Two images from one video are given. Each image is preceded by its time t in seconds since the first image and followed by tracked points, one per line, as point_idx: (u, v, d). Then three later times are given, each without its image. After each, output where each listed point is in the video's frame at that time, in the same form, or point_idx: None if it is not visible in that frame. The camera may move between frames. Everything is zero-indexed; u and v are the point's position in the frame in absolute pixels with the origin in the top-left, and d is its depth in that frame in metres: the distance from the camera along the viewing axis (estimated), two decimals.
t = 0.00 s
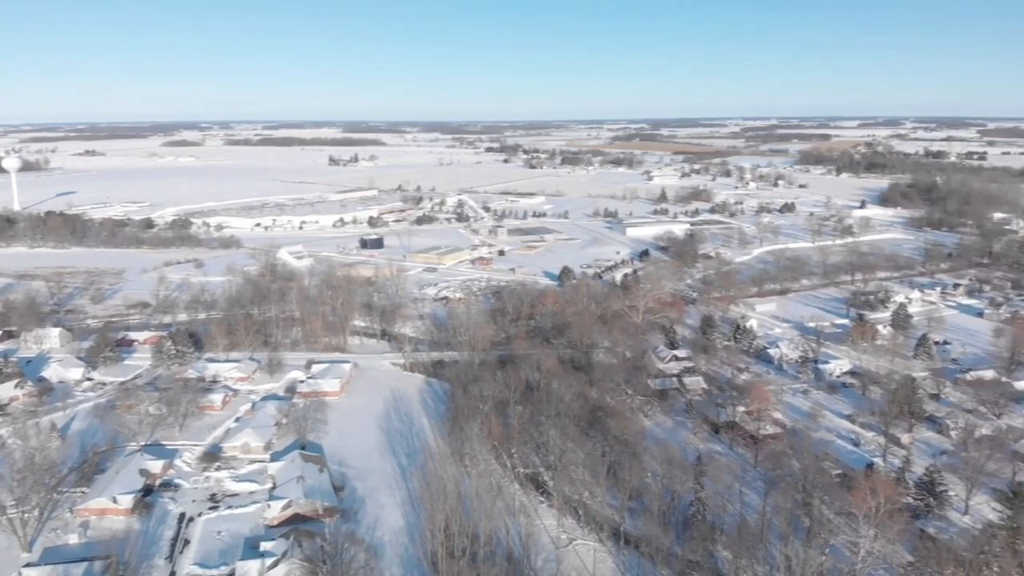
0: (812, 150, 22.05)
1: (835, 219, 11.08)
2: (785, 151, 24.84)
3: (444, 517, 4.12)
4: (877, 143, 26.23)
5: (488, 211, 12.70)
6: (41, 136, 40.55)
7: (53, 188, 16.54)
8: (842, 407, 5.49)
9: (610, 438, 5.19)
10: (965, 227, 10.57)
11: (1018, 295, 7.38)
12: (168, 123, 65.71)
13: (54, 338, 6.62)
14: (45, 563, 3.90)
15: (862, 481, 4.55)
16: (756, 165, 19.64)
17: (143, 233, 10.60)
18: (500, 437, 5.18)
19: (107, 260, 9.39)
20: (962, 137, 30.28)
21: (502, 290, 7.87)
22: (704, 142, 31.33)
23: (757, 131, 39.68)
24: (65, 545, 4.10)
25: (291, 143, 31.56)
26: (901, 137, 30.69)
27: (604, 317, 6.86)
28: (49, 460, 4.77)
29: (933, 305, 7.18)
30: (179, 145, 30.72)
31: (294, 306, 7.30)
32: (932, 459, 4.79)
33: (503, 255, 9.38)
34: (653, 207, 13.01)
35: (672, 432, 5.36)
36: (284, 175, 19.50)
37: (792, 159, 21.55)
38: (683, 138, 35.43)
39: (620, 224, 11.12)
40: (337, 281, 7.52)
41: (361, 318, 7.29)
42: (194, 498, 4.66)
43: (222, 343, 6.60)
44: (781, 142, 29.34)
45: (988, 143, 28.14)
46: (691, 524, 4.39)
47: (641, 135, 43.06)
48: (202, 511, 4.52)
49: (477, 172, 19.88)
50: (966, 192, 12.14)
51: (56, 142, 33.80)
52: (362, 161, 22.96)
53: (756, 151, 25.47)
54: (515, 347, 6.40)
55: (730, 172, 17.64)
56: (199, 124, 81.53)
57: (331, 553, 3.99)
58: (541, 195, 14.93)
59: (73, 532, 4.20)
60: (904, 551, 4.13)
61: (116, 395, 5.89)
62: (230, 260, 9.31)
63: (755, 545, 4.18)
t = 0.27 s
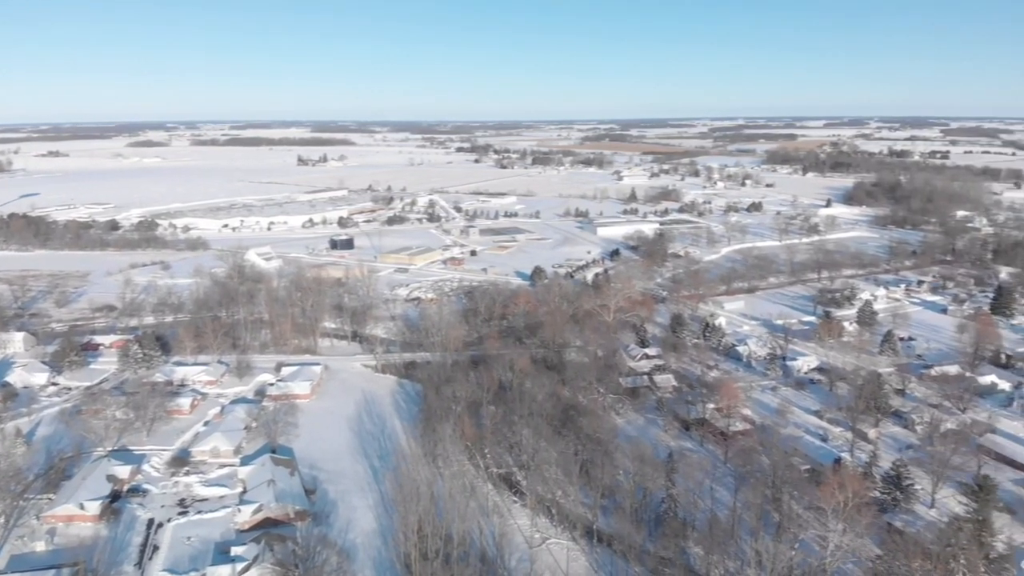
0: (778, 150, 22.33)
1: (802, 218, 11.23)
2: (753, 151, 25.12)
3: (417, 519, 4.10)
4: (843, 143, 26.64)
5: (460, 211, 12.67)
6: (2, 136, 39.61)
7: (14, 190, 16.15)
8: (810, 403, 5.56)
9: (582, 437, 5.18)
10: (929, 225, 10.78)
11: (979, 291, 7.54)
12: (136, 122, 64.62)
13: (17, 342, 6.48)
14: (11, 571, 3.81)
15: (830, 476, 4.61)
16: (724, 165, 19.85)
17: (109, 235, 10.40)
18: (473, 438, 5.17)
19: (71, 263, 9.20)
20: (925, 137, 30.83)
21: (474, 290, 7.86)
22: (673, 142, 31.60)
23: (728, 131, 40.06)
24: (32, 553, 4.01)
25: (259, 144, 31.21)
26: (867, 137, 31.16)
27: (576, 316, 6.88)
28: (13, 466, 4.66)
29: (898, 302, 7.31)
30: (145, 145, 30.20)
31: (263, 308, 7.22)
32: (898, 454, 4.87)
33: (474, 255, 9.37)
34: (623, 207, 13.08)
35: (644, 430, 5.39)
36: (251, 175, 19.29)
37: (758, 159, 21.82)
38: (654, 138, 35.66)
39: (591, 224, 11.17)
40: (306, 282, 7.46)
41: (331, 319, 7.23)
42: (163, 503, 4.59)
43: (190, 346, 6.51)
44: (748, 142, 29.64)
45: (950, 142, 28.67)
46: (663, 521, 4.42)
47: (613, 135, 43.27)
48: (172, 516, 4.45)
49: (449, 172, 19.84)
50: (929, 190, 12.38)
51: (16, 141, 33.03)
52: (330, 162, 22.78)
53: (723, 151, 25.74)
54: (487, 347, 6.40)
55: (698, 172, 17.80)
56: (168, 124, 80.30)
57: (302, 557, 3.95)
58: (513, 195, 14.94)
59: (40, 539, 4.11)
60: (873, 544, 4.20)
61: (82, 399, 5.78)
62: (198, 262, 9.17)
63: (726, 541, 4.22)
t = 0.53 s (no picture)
0: (745, 150, 22.58)
1: (769, 216, 11.37)
2: (721, 151, 25.36)
3: (390, 521, 4.07)
4: (810, 142, 27.01)
5: (431, 211, 12.63)
6: None
7: None
8: (779, 399, 5.62)
9: (555, 435, 5.18)
10: (893, 223, 10.97)
11: (942, 287, 7.69)
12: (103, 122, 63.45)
13: None
14: None
15: (799, 471, 4.67)
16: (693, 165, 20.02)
17: (73, 237, 10.19)
18: (445, 439, 5.15)
19: (33, 265, 9.00)
20: (889, 137, 31.34)
21: (445, 290, 7.84)
22: (643, 142, 31.82)
23: (693, 130, 40.49)
24: None
25: (227, 144, 30.80)
26: (833, 136, 31.59)
27: (548, 316, 6.89)
28: None
29: (863, 299, 7.42)
30: (108, 145, 29.65)
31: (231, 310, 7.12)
32: (865, 448, 4.94)
33: (445, 255, 9.35)
34: (593, 206, 13.13)
35: (615, 427, 5.41)
36: (219, 176, 19.03)
37: (726, 159, 22.04)
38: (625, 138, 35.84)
39: (562, 224, 11.19)
40: (275, 284, 7.38)
41: (300, 321, 7.17)
42: (132, 509, 4.50)
43: (157, 349, 6.40)
44: (715, 142, 29.78)
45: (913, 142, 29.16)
46: (636, 518, 4.44)
47: (586, 134, 43.38)
48: (140, 522, 4.37)
49: (421, 172, 19.76)
50: (893, 188, 12.60)
51: None
52: (299, 161, 22.53)
53: (692, 151, 25.96)
54: (460, 347, 6.38)
55: (666, 172, 17.94)
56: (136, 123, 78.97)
57: (274, 561, 3.90)
58: (483, 195, 14.92)
59: (5, 548, 4.02)
60: (841, 538, 4.27)
61: (47, 405, 5.65)
62: (164, 264, 9.03)
63: (698, 537, 4.25)
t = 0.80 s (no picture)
0: (713, 150, 22.81)
1: (737, 215, 11.50)
2: (690, 151, 25.59)
3: (362, 524, 4.04)
4: (777, 142, 27.36)
5: (402, 211, 12.57)
6: None
7: None
8: (748, 396, 5.69)
9: (528, 435, 5.18)
10: (858, 221, 11.16)
11: (906, 284, 7.83)
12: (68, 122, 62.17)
13: None
14: None
15: (768, 467, 4.72)
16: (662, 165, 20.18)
17: (35, 240, 9.97)
18: (418, 440, 5.12)
19: None
20: (854, 137, 31.83)
21: (416, 290, 7.81)
22: (613, 142, 32.01)
23: (664, 130, 40.80)
24: None
25: (193, 144, 30.35)
26: (800, 136, 32.00)
27: (520, 316, 6.89)
28: None
29: (830, 296, 7.54)
30: (71, 146, 29.07)
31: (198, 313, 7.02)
32: (833, 443, 5.02)
33: (416, 255, 9.31)
34: (564, 206, 13.17)
35: (588, 426, 5.43)
36: (186, 177, 18.75)
37: (695, 159, 22.24)
38: (597, 138, 35.98)
39: (533, 224, 11.21)
40: (243, 286, 7.29)
41: (269, 323, 7.09)
42: (99, 515, 4.42)
43: (123, 353, 6.29)
44: (684, 142, 30.16)
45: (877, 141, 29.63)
46: (608, 516, 4.46)
47: (559, 134, 43.46)
48: (108, 528, 4.29)
49: (392, 172, 19.66)
50: (858, 188, 12.82)
51: None
52: (265, 162, 22.29)
53: (661, 151, 26.16)
54: (432, 348, 6.36)
55: (636, 172, 18.06)
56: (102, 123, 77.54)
57: (245, 567, 3.85)
58: (454, 195, 14.89)
59: None
60: (810, 533, 4.33)
61: (10, 410, 5.52)
62: (130, 266, 8.87)
63: (669, 534, 4.28)
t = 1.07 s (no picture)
0: (682, 150, 23.00)
1: (706, 215, 11.62)
2: (659, 151, 25.79)
3: (334, 527, 4.00)
4: (745, 142, 27.69)
5: (372, 211, 12.51)
6: None
7: None
8: (718, 393, 5.75)
9: (501, 435, 5.17)
10: (825, 220, 11.34)
11: (872, 282, 7.97)
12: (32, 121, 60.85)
13: None
14: None
15: (739, 464, 4.77)
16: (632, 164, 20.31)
17: None
18: (390, 442, 5.09)
19: None
20: (820, 137, 32.30)
21: (387, 291, 7.77)
22: (583, 142, 32.18)
23: (634, 130, 41.10)
24: None
25: (159, 145, 29.88)
26: (768, 136, 32.40)
27: (492, 316, 6.89)
28: None
29: (797, 294, 7.64)
30: (32, 147, 28.43)
31: (166, 316, 6.92)
32: (801, 439, 5.08)
33: (387, 256, 9.27)
34: (535, 206, 13.19)
35: (560, 425, 5.45)
36: (154, 177, 18.45)
37: (665, 159, 22.42)
38: (567, 139, 36.07)
39: (505, 224, 11.22)
40: (210, 289, 7.20)
41: (238, 326, 7.01)
42: (66, 522, 4.33)
43: (89, 358, 6.18)
44: (653, 142, 30.47)
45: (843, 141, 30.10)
46: (581, 515, 4.47)
47: (532, 134, 43.48)
48: (76, 535, 4.21)
49: (363, 172, 19.54)
50: (824, 187, 13.03)
51: None
52: (237, 162, 22.03)
53: (631, 151, 26.34)
54: (403, 349, 6.33)
55: (606, 172, 18.16)
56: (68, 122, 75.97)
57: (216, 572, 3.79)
58: (425, 195, 14.86)
59: None
60: (780, 528, 4.38)
61: None
62: (95, 269, 8.71)
63: (642, 531, 4.30)
